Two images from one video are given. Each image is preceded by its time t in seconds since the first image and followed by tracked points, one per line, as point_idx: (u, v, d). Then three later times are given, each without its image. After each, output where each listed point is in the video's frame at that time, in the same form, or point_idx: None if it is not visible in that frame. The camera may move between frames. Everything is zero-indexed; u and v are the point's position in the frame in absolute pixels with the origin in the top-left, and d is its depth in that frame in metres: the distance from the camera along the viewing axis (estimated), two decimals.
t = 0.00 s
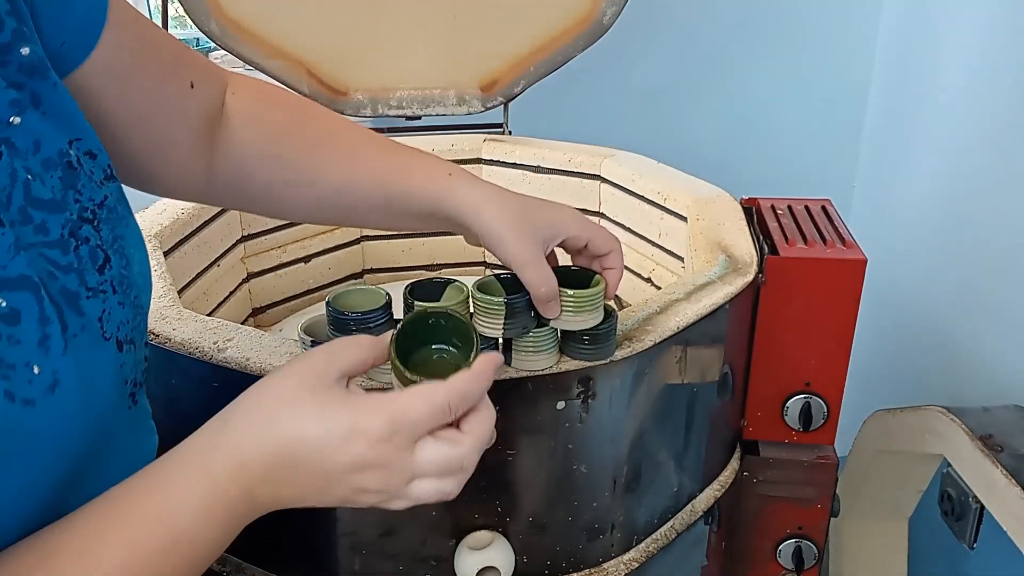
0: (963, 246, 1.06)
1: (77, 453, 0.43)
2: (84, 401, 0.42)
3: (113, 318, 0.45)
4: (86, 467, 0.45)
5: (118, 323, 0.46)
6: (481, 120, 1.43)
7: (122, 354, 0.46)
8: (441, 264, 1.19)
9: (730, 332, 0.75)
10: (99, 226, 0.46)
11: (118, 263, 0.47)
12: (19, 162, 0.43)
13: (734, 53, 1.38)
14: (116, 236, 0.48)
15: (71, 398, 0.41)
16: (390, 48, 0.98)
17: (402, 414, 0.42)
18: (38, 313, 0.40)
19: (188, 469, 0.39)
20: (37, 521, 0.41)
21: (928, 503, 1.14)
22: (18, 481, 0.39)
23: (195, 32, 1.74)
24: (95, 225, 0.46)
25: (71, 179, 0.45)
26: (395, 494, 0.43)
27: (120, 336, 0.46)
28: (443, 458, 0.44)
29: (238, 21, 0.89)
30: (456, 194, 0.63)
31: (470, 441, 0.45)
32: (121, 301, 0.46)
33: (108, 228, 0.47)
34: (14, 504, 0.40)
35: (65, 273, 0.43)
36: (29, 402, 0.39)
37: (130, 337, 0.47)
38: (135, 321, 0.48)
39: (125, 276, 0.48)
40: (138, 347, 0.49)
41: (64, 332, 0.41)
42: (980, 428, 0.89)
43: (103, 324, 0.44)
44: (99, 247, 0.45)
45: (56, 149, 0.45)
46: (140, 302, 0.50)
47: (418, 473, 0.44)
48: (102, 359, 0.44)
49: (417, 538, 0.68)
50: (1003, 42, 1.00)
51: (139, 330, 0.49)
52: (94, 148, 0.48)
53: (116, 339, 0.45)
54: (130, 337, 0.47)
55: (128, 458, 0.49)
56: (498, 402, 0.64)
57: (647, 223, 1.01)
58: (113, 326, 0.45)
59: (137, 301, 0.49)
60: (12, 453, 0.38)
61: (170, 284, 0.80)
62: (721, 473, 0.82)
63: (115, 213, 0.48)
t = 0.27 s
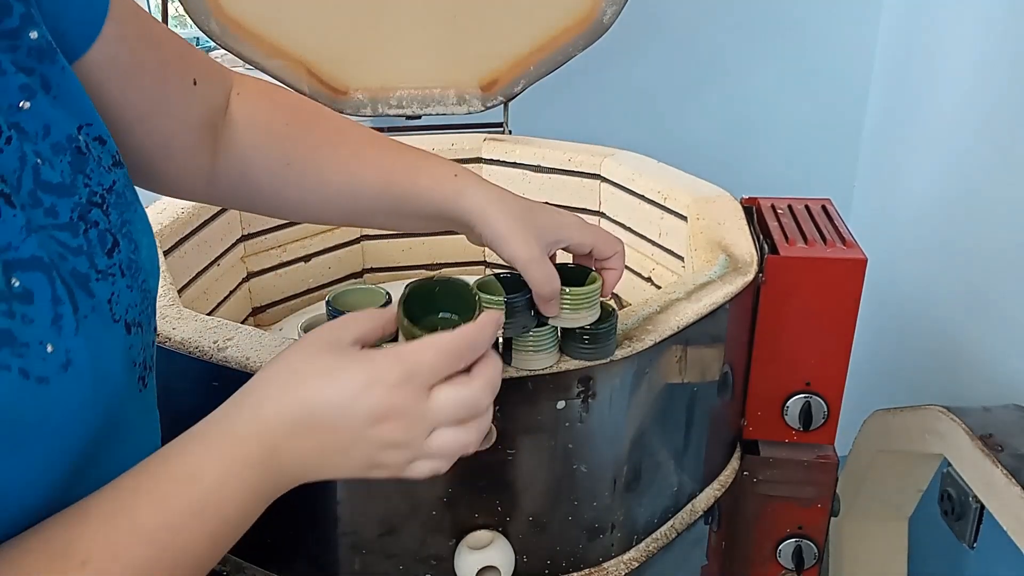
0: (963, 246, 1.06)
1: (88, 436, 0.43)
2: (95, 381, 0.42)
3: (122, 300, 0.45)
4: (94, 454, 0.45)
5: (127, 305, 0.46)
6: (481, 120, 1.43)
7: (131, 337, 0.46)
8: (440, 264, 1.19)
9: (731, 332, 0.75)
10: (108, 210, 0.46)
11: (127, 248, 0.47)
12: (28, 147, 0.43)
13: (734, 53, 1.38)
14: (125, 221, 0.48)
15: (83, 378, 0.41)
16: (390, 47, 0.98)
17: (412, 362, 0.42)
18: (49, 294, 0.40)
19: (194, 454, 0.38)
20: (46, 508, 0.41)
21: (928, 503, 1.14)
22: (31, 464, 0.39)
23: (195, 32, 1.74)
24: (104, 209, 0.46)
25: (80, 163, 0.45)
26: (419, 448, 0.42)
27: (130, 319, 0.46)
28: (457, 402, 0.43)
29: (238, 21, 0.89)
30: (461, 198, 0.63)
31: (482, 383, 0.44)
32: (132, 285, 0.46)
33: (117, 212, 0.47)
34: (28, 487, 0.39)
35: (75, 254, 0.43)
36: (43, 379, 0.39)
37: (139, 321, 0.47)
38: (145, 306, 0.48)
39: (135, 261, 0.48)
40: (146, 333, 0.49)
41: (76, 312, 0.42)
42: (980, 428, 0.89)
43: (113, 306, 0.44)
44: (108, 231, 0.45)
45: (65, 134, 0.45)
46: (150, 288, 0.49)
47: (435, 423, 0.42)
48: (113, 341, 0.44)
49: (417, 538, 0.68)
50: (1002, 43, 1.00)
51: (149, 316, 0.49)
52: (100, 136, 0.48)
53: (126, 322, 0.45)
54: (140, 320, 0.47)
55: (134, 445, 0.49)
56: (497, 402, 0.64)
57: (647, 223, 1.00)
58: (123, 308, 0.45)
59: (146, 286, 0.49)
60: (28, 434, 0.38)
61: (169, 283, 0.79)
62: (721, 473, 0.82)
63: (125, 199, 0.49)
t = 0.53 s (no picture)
0: (963, 246, 1.06)
1: (109, 400, 0.44)
2: (115, 345, 0.43)
3: (138, 271, 0.46)
4: (114, 422, 0.45)
5: (142, 275, 0.47)
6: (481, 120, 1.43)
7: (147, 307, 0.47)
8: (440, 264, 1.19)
9: (731, 332, 0.75)
10: (122, 185, 0.47)
11: (140, 221, 0.48)
12: (48, 124, 0.43)
13: (734, 54, 1.38)
14: (137, 197, 0.49)
15: (106, 339, 0.42)
16: (389, 47, 0.98)
17: (427, 289, 0.42)
18: (76, 257, 0.41)
19: (203, 422, 0.37)
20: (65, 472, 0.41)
21: (928, 503, 1.14)
22: (56, 422, 0.40)
23: (195, 32, 1.74)
24: (118, 185, 0.47)
25: (93, 140, 0.46)
26: (448, 373, 0.41)
27: (145, 289, 0.47)
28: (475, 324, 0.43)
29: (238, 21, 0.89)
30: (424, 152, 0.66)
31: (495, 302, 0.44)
32: (143, 258, 0.47)
33: (130, 188, 0.48)
34: (53, 446, 0.40)
35: (96, 224, 0.44)
36: (72, 337, 0.40)
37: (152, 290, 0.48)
38: (156, 278, 0.49)
39: (146, 234, 0.49)
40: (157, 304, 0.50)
41: (100, 276, 0.42)
42: (980, 428, 0.89)
43: (131, 275, 0.45)
44: (122, 205, 0.46)
45: (78, 111, 0.46)
46: (160, 261, 0.51)
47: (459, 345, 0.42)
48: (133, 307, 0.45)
49: (418, 538, 0.68)
50: (1002, 43, 1.00)
51: (159, 288, 0.50)
52: (110, 116, 0.49)
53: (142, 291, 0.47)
54: (152, 290, 0.48)
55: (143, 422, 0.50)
56: (497, 402, 0.64)
57: (647, 223, 1.00)
58: (138, 277, 0.46)
59: (156, 259, 0.50)
60: (58, 391, 0.39)
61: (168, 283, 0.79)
62: (721, 473, 0.82)
63: (134, 176, 0.49)
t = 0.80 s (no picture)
0: (964, 246, 1.06)
1: (132, 356, 0.46)
2: (137, 304, 0.45)
3: (154, 237, 0.48)
4: (133, 384, 0.47)
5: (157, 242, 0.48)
6: (481, 120, 1.43)
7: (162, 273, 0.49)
8: (440, 264, 1.19)
9: (731, 332, 0.75)
10: (134, 161, 0.49)
11: (152, 194, 0.50)
12: (63, 101, 0.45)
13: (734, 53, 1.38)
14: (147, 172, 0.51)
15: (129, 294, 0.44)
16: (390, 47, 0.98)
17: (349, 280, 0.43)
18: (100, 217, 0.43)
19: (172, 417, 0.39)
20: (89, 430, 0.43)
21: (928, 503, 1.14)
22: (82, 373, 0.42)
23: (196, 32, 1.74)
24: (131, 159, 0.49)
25: (103, 121, 0.48)
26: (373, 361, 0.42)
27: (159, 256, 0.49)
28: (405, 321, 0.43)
29: (238, 21, 0.89)
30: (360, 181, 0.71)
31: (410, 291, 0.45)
32: (157, 227, 0.49)
33: (140, 164, 0.50)
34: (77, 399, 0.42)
35: (115, 191, 0.45)
36: (98, 285, 0.42)
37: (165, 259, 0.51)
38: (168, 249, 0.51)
39: (158, 208, 0.51)
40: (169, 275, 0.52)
41: (123, 236, 0.44)
42: (980, 428, 0.89)
43: (148, 241, 0.47)
44: (136, 177, 0.48)
45: (83, 96, 0.47)
46: (169, 235, 0.52)
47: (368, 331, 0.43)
48: (151, 271, 0.47)
49: (417, 538, 0.68)
50: (1002, 42, 1.00)
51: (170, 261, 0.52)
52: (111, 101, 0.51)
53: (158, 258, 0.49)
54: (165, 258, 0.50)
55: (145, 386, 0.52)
56: (497, 402, 0.64)
57: (647, 223, 1.00)
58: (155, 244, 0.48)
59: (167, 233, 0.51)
60: (85, 338, 0.41)
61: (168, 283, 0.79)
62: (721, 473, 0.82)
63: (141, 155, 0.51)
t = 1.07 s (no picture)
0: (964, 246, 1.06)
1: (140, 326, 0.46)
2: (141, 278, 0.45)
3: (158, 214, 0.50)
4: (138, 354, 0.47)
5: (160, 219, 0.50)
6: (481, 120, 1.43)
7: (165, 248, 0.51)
8: (440, 264, 1.19)
9: (731, 332, 0.75)
10: (135, 145, 0.51)
11: (152, 177, 0.52)
12: (77, 87, 0.48)
13: (734, 52, 1.37)
14: (148, 157, 0.53)
15: (136, 265, 0.45)
16: (389, 47, 0.98)
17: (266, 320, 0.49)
18: (109, 187, 0.45)
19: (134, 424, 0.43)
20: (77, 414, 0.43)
21: (928, 503, 1.14)
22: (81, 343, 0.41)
23: (196, 32, 1.74)
24: (133, 143, 0.51)
25: (110, 108, 0.51)
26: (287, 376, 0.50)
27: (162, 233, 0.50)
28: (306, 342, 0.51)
29: (238, 21, 0.89)
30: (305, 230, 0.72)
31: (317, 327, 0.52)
32: (159, 205, 0.51)
33: (141, 148, 0.52)
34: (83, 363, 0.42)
35: (123, 168, 0.47)
36: (108, 250, 0.42)
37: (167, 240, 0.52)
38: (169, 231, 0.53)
39: (159, 192, 0.53)
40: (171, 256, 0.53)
41: (129, 209, 0.45)
42: (980, 428, 0.89)
43: (153, 217, 0.49)
44: (138, 159, 0.50)
45: (92, 85, 0.51)
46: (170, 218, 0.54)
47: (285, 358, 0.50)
48: (157, 246, 0.48)
49: (418, 538, 0.68)
50: (1001, 42, 1.00)
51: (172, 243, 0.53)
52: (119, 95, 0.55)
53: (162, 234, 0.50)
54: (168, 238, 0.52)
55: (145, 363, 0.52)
56: (498, 402, 0.64)
57: (647, 223, 1.00)
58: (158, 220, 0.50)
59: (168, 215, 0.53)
60: (94, 303, 0.42)
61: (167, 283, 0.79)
62: (721, 473, 0.82)
63: (143, 142, 0.53)
